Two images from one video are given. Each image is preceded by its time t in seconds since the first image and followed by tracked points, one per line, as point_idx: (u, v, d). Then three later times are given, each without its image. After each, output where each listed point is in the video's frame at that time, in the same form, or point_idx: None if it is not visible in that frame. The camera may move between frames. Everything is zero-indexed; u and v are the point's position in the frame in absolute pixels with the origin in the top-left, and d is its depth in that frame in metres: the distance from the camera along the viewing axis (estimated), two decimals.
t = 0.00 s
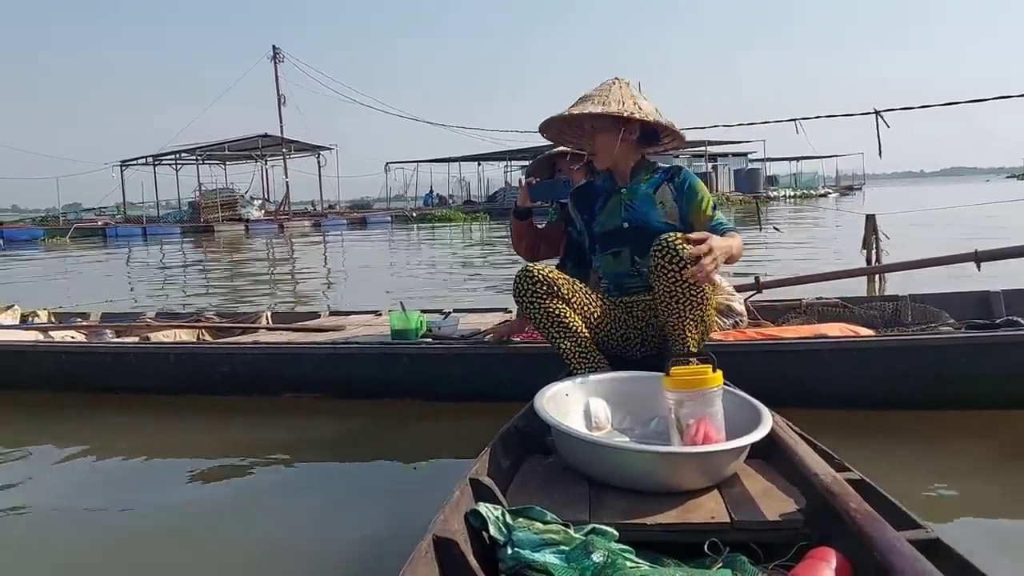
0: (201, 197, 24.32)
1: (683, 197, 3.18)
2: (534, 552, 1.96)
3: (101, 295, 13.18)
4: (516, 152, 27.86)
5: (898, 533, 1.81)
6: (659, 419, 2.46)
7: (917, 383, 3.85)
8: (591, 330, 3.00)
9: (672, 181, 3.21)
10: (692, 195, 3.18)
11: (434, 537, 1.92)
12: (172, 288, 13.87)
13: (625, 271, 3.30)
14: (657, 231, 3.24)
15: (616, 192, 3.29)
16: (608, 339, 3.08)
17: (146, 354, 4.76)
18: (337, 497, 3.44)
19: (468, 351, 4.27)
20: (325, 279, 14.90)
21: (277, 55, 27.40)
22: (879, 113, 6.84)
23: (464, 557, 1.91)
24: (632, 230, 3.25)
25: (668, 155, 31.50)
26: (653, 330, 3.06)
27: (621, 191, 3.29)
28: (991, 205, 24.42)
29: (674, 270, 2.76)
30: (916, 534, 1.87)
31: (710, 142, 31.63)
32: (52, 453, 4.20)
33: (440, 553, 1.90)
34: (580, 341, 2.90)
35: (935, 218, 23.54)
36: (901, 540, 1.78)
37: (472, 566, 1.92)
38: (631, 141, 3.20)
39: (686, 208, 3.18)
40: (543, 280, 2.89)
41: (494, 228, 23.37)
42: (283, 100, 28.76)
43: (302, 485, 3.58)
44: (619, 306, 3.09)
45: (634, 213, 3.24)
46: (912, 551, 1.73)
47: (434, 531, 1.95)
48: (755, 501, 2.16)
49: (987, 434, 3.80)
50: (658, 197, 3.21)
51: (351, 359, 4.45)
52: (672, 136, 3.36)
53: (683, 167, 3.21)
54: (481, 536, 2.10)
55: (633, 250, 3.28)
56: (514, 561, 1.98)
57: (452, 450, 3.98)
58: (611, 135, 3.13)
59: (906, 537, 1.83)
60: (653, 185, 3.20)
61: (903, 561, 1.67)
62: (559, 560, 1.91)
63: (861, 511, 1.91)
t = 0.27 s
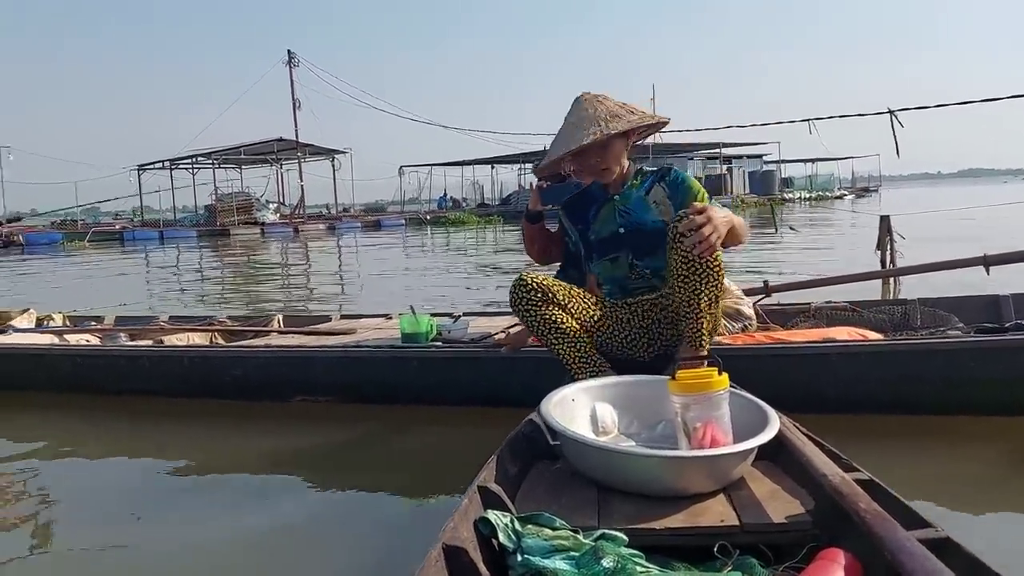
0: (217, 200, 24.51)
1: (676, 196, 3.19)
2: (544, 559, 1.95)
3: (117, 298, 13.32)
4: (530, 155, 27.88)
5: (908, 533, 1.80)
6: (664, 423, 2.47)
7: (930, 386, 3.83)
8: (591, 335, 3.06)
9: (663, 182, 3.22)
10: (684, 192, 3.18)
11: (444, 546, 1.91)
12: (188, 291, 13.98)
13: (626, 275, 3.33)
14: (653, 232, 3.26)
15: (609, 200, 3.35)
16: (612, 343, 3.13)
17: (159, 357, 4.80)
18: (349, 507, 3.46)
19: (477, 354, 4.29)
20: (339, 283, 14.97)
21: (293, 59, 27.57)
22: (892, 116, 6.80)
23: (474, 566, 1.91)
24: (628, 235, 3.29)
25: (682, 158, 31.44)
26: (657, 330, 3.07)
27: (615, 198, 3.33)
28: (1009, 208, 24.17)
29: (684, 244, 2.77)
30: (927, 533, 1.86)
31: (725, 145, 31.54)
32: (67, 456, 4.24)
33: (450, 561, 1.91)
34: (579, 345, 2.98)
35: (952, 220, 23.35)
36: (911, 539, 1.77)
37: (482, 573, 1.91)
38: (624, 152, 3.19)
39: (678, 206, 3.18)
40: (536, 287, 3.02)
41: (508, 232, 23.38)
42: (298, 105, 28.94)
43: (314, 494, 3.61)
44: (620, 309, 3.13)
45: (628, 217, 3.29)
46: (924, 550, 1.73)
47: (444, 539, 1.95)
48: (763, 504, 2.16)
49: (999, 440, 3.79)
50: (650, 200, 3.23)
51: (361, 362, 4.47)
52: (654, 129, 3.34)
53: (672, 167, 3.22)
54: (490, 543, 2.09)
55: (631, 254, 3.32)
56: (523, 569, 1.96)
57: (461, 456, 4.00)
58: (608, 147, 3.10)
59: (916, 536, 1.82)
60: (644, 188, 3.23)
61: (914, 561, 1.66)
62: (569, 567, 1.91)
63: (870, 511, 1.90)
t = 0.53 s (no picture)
0: (233, 204, 24.67)
1: (673, 200, 3.12)
2: (552, 568, 1.94)
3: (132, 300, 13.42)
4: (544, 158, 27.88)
5: (917, 536, 1.79)
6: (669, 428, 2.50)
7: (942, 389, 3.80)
8: (595, 344, 3.06)
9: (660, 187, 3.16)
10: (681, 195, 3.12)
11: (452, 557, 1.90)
12: (202, 293, 14.06)
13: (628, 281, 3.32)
14: (652, 238, 3.22)
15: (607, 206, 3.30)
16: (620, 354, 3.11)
17: (172, 358, 4.84)
18: (360, 505, 3.47)
19: (487, 356, 4.30)
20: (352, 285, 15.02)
21: (308, 63, 27.70)
22: (906, 117, 6.76)
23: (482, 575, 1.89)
24: (627, 242, 3.25)
25: (697, 161, 31.34)
26: (660, 337, 3.09)
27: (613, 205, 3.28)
28: None
29: (678, 239, 2.78)
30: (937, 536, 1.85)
31: (740, 147, 31.44)
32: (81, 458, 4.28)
33: (459, 573, 1.89)
34: (580, 354, 3.00)
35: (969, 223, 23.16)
36: (921, 542, 1.76)
37: None
38: (623, 156, 3.14)
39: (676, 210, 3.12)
40: (537, 296, 3.04)
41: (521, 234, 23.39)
42: (313, 108, 29.07)
43: (325, 493, 3.63)
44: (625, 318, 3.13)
45: (627, 224, 3.24)
46: (934, 553, 1.71)
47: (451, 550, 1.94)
48: (771, 508, 2.16)
49: (1012, 441, 3.77)
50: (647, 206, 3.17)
51: (373, 363, 4.49)
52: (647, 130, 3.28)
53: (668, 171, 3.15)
54: (499, 554, 2.08)
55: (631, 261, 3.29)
56: None
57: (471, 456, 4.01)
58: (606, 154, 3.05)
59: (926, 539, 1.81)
60: (642, 195, 3.17)
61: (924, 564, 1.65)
62: None
63: (878, 514, 1.90)
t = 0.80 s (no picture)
0: (262, 205, 24.91)
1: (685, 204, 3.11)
2: None
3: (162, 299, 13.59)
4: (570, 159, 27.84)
5: (935, 541, 1.77)
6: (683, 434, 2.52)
7: (968, 392, 3.75)
8: (603, 351, 3.13)
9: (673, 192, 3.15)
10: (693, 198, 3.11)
11: (467, 563, 1.88)
12: (231, 293, 14.21)
13: (640, 289, 3.31)
14: (664, 245, 3.21)
15: (619, 212, 3.30)
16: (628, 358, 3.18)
17: (199, 357, 4.90)
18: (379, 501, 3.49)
19: (508, 355, 4.31)
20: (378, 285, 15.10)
21: (336, 65, 27.90)
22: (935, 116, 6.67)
23: None
24: (638, 248, 3.25)
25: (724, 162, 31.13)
26: (670, 346, 3.11)
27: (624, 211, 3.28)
28: None
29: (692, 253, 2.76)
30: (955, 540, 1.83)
31: (768, 148, 31.17)
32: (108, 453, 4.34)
33: None
34: (589, 362, 3.07)
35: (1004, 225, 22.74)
36: (938, 546, 1.74)
37: None
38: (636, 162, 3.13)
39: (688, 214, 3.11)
40: (545, 304, 3.12)
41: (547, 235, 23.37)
42: (340, 110, 29.28)
43: (348, 488, 3.66)
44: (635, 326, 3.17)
45: (638, 231, 3.23)
46: (952, 557, 1.69)
47: (465, 558, 1.91)
48: (786, 514, 2.14)
49: None
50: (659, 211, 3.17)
51: (395, 363, 4.52)
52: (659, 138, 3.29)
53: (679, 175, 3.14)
54: (512, 562, 2.06)
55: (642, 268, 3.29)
56: None
57: (492, 453, 4.02)
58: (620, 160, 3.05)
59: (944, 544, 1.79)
60: (653, 200, 3.17)
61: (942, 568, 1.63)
62: None
63: (894, 519, 1.88)
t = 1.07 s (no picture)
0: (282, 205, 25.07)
1: (672, 200, 3.08)
2: None
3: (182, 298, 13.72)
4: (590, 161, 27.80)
5: (933, 546, 1.75)
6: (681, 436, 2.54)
7: (981, 395, 3.71)
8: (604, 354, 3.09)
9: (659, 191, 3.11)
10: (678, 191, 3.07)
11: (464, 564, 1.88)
12: (250, 293, 14.32)
13: (641, 292, 3.33)
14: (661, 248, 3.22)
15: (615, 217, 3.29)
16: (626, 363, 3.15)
17: (215, 354, 4.95)
18: (387, 496, 3.50)
19: (519, 355, 4.32)
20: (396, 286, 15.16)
21: (357, 67, 28.08)
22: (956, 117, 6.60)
23: None
24: (637, 253, 3.26)
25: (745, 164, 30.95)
26: (672, 350, 3.12)
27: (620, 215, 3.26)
28: None
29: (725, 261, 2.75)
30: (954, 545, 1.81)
31: (790, 150, 30.95)
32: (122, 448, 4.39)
33: None
34: (586, 362, 2.98)
35: None
36: (936, 551, 1.72)
37: None
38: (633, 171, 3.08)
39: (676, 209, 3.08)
40: (543, 306, 3.05)
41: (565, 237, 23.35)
42: (361, 112, 29.42)
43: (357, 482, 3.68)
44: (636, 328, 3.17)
45: (634, 235, 3.23)
46: (949, 562, 1.68)
47: (462, 558, 1.90)
48: (785, 517, 2.12)
49: None
50: (650, 212, 3.15)
51: (407, 362, 4.54)
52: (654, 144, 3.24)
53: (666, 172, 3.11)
54: (509, 562, 2.05)
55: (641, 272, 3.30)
56: None
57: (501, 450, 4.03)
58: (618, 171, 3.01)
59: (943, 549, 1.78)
60: (644, 203, 3.15)
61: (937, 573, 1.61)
62: None
63: (893, 523, 1.87)
